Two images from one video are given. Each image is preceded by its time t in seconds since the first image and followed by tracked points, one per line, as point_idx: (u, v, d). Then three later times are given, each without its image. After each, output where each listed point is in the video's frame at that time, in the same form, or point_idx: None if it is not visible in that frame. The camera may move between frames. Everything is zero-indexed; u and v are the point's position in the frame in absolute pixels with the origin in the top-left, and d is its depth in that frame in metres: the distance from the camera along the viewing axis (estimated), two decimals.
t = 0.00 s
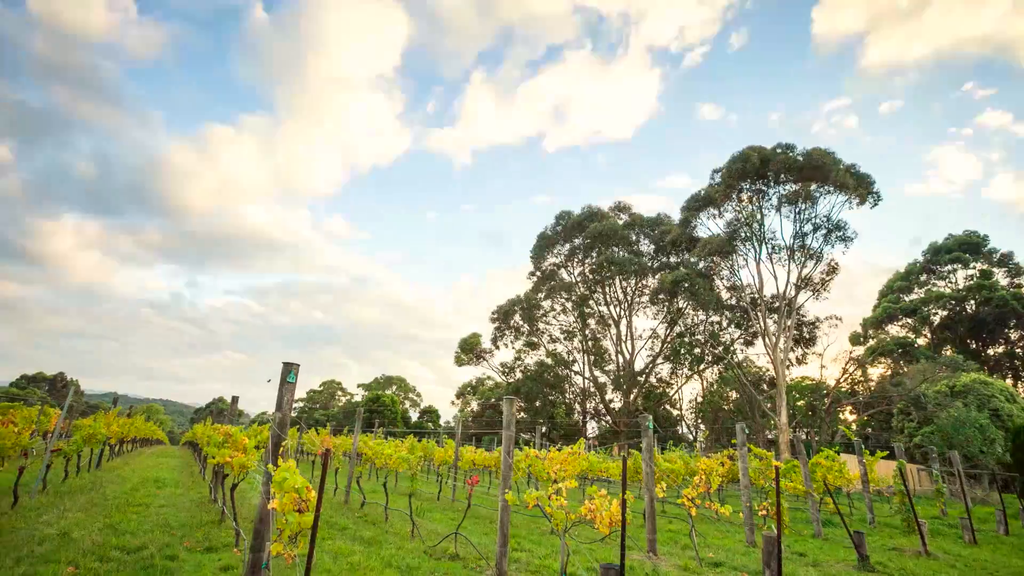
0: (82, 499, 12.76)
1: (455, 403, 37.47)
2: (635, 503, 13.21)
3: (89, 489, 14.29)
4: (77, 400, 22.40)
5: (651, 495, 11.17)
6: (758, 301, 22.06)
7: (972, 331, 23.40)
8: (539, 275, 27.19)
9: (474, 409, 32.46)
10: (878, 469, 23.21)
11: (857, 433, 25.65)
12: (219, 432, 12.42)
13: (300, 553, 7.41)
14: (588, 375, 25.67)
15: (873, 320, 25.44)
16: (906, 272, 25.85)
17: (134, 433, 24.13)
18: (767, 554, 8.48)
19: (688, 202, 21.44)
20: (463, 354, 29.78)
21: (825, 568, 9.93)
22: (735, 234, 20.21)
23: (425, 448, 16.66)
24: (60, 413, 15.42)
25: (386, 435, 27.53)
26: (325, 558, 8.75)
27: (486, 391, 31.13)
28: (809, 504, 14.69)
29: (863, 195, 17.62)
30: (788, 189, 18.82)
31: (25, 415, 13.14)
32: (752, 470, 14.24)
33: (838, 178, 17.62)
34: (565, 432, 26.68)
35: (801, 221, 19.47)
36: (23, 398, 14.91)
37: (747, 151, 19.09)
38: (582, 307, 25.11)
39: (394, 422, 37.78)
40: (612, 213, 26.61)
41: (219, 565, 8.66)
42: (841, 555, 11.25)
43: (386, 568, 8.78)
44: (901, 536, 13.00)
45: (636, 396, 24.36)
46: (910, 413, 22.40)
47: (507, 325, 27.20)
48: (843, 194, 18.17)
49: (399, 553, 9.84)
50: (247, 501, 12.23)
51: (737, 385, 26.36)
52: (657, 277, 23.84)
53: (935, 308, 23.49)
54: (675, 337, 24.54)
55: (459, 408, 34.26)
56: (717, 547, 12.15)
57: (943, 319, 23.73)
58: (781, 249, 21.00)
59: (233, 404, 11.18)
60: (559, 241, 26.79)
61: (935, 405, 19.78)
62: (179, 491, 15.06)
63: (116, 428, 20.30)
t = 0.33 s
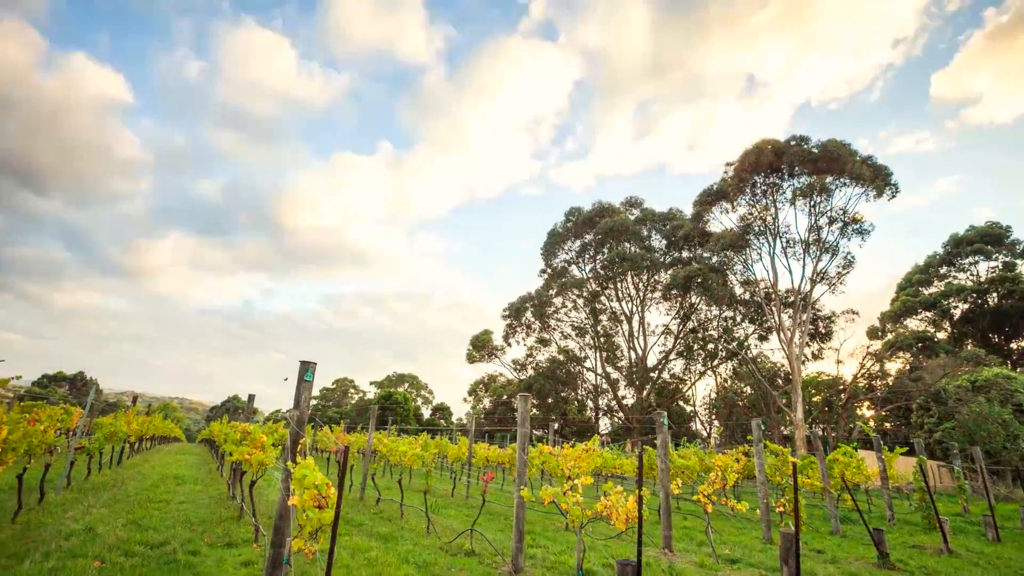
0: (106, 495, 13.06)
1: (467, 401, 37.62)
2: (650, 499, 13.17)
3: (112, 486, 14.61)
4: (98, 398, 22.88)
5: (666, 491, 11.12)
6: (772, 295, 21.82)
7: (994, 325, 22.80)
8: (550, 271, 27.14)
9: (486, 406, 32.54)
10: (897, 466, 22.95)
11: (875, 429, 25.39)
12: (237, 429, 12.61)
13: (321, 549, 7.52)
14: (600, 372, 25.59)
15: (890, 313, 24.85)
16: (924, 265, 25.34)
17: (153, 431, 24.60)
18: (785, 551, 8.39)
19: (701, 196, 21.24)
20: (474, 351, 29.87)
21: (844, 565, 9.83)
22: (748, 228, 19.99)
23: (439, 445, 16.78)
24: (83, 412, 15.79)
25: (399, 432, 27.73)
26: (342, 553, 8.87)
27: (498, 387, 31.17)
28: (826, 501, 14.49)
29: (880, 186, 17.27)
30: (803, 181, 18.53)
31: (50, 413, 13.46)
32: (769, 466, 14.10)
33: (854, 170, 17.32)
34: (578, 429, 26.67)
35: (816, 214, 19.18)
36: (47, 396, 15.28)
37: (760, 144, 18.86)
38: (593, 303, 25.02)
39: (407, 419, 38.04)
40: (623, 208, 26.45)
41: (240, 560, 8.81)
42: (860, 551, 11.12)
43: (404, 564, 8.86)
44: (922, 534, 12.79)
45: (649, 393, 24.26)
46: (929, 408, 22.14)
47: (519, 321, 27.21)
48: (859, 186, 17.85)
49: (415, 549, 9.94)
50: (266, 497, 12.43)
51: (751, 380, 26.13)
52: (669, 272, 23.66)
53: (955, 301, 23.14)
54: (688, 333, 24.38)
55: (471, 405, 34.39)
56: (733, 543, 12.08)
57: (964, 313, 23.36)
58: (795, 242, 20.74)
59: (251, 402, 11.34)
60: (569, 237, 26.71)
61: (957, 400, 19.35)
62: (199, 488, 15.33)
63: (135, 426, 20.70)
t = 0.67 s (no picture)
0: (128, 492, 13.34)
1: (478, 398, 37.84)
2: (665, 495, 13.12)
3: (133, 483, 14.93)
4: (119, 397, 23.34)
5: (681, 488, 11.06)
6: (787, 290, 21.56)
7: (1017, 318, 22.45)
8: (561, 268, 27.10)
9: (498, 403, 32.63)
10: (916, 462, 22.70)
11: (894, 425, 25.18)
12: (255, 427, 12.78)
13: (340, 545, 7.63)
14: (612, 368, 25.53)
15: (908, 308, 24.21)
16: (944, 257, 24.83)
17: (171, 429, 25.03)
18: (803, 547, 8.32)
19: (713, 191, 21.06)
20: (486, 348, 29.93)
21: (863, 562, 9.71)
22: (762, 222, 19.75)
23: (453, 442, 16.88)
24: (104, 410, 16.13)
25: (412, 429, 27.99)
26: (360, 549, 8.98)
27: (510, 384, 31.21)
28: (844, 497, 14.35)
29: (897, 177, 17.01)
30: (818, 174, 18.26)
31: (73, 412, 13.77)
32: (784, 462, 13.98)
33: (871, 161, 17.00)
34: (591, 425, 26.64)
35: (831, 207, 18.89)
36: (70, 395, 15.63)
37: (774, 136, 18.60)
38: (605, 299, 24.93)
39: (419, 416, 38.27)
40: (634, 204, 26.30)
41: (260, 555, 8.95)
42: (880, 549, 10.98)
43: (420, 560, 8.95)
44: (943, 531, 12.60)
45: (662, 389, 24.14)
46: (949, 404, 22.04)
47: (530, 318, 27.21)
48: (876, 178, 17.56)
49: (431, 545, 10.02)
50: (284, 494, 12.60)
51: (765, 376, 25.89)
52: (681, 267, 23.47)
53: (976, 294, 22.71)
54: (701, 328, 24.22)
55: (484, 402, 34.50)
56: (750, 540, 11.99)
57: (985, 306, 22.89)
58: (810, 236, 20.48)
59: (268, 400, 11.50)
60: (580, 233, 26.61)
61: (978, 395, 19.27)
62: (217, 484, 15.59)
63: (154, 424, 21.07)
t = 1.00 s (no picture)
0: (149, 488, 13.63)
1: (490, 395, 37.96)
2: (680, 492, 13.08)
3: (154, 479, 15.23)
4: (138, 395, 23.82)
5: (696, 484, 11.01)
6: (801, 284, 21.30)
7: None
8: (573, 264, 27.09)
9: (510, 400, 32.71)
10: (936, 458, 22.41)
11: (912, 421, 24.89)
12: (272, 425, 12.96)
13: (359, 541, 7.73)
14: (625, 364, 25.47)
15: (926, 301, 23.91)
16: (964, 249, 24.32)
17: (189, 427, 25.47)
18: (821, 544, 8.27)
19: (725, 185, 20.87)
20: (497, 345, 29.99)
21: (882, 559, 9.59)
22: (776, 216, 19.50)
23: (467, 438, 17.00)
24: (125, 408, 16.46)
25: (426, 427, 28.22)
26: (377, 544, 9.10)
27: (521, 381, 31.26)
28: (861, 494, 14.20)
29: (915, 169, 16.69)
30: (833, 166, 18.00)
31: (95, 410, 14.07)
32: (799, 457, 13.85)
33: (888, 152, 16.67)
34: (603, 422, 26.63)
35: (847, 200, 18.61)
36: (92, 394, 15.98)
37: (788, 129, 18.37)
38: (617, 296, 24.84)
39: (432, 413, 38.44)
40: (646, 199, 26.16)
41: (279, 551, 9.11)
42: (900, 546, 10.85)
43: (437, 556, 9.04)
44: (964, 528, 12.42)
45: (675, 385, 24.03)
46: (969, 399, 22.03)
47: (541, 315, 27.22)
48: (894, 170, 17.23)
49: (447, 541, 10.10)
50: (301, 491, 12.75)
51: (780, 371, 25.64)
52: (694, 263, 23.30)
53: (997, 286, 22.19)
54: (714, 324, 24.07)
55: (496, 399, 34.64)
56: (766, 537, 11.93)
57: (1007, 299, 22.37)
58: (825, 230, 20.22)
59: (285, 398, 11.65)
60: (591, 229, 26.53)
61: (999, 389, 19.31)
62: (235, 481, 15.85)
63: (173, 422, 21.45)
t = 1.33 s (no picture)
0: (171, 484, 13.92)
1: (502, 391, 38.07)
2: (695, 488, 13.04)
3: (174, 476, 15.55)
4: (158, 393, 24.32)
5: (712, 480, 10.95)
6: (816, 279, 21.03)
7: None
8: (584, 260, 27.04)
9: (522, 397, 32.78)
10: (957, 455, 22.08)
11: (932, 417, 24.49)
12: (289, 422, 13.15)
13: (378, 536, 7.83)
14: (637, 360, 25.40)
15: (945, 295, 23.55)
16: (984, 241, 23.82)
17: (206, 424, 25.90)
18: (839, 541, 8.20)
19: (738, 179, 20.69)
20: (509, 342, 30.06)
21: (902, 557, 9.48)
22: (790, 209, 19.24)
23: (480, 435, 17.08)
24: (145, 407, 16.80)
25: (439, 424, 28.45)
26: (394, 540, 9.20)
27: (533, 378, 31.32)
28: (880, 490, 14.03)
29: (933, 161, 16.34)
30: (849, 159, 17.72)
31: (117, 409, 14.40)
32: (817, 453, 13.72)
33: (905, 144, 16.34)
34: (616, 418, 26.58)
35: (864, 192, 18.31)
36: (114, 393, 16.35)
37: (801, 121, 18.13)
38: (628, 291, 24.73)
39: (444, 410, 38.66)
40: (657, 194, 26.00)
41: (299, 546, 9.26)
42: (919, 543, 10.70)
43: (453, 551, 9.12)
44: (986, 525, 12.22)
45: (688, 381, 23.90)
46: (991, 395, 21.66)
47: (553, 312, 27.21)
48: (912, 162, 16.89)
49: (463, 537, 10.18)
50: (318, 487, 12.92)
51: (794, 367, 25.39)
52: (706, 258, 23.11)
53: (1019, 279, 21.62)
54: (727, 319, 23.90)
55: (508, 396, 34.74)
56: (783, 533, 11.85)
57: None
58: (840, 223, 19.94)
59: (301, 396, 11.81)
60: (602, 225, 26.43)
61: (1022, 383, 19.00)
62: (253, 478, 16.12)
63: (191, 420, 21.85)
